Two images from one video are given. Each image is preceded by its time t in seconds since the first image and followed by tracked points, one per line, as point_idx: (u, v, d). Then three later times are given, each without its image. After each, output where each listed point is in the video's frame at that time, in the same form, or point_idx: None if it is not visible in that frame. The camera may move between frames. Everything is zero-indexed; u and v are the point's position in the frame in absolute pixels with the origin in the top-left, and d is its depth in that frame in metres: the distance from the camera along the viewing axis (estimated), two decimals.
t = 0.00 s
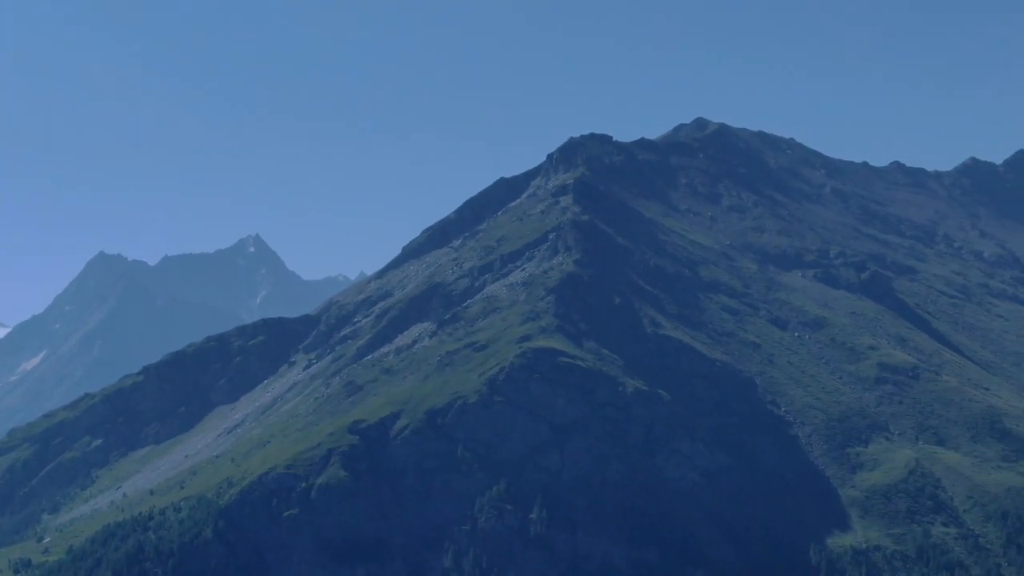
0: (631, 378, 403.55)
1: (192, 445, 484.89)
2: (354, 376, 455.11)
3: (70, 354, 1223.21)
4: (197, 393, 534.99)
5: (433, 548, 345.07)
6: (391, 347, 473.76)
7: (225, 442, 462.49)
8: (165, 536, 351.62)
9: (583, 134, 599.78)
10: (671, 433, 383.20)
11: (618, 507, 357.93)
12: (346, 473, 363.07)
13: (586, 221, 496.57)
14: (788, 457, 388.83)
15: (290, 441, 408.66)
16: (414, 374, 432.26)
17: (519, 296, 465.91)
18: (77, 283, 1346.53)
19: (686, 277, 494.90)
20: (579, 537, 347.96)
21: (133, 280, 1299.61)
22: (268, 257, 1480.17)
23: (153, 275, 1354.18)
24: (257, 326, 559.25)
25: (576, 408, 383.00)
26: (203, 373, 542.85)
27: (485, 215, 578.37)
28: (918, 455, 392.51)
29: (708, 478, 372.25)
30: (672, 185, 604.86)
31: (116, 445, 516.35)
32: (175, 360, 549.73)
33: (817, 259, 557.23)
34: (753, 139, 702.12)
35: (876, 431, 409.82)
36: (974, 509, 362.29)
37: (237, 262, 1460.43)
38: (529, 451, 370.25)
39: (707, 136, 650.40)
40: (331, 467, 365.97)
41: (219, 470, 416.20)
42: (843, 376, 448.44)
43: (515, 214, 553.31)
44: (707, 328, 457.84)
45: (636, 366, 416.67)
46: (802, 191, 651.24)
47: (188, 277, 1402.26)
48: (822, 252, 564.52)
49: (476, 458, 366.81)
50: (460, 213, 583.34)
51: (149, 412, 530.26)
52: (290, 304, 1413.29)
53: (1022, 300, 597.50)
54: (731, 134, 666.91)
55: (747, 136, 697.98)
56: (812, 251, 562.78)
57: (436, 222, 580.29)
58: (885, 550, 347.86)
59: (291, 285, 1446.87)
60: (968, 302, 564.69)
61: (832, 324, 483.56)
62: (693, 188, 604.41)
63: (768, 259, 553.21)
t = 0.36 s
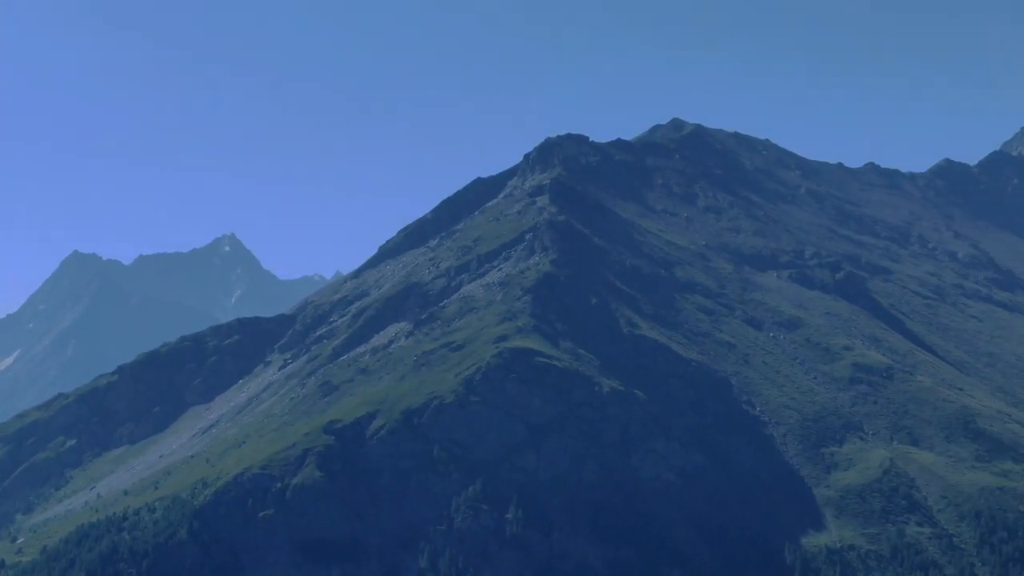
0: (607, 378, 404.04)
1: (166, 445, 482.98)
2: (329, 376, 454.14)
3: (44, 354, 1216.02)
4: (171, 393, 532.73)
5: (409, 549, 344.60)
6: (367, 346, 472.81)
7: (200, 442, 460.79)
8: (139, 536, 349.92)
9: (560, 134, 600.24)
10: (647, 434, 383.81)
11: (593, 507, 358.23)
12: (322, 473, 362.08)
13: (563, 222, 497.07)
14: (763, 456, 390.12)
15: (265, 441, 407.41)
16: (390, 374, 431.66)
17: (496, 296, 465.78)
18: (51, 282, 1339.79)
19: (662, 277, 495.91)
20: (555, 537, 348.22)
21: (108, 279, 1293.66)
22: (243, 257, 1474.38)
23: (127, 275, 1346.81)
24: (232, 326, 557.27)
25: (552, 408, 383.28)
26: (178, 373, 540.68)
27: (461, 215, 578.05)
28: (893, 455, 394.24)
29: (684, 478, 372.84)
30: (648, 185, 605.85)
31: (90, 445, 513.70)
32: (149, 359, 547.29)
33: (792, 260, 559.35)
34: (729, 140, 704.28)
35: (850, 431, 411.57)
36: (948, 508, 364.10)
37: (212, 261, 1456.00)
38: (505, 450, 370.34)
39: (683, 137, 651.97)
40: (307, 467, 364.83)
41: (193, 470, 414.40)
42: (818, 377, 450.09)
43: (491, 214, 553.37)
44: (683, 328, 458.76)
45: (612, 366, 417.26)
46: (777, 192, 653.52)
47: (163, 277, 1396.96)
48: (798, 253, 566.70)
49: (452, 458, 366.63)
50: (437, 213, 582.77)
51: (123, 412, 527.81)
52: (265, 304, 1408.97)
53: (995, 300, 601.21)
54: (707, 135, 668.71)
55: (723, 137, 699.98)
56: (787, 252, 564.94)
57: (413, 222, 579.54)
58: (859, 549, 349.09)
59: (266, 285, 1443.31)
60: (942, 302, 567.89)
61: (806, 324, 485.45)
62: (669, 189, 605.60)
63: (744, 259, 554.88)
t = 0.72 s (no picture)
0: (586, 378, 404.41)
1: (144, 445, 481.35)
2: (308, 376, 453.30)
3: (21, 354, 1210.12)
4: (149, 393, 530.91)
5: (388, 549, 344.37)
6: (345, 346, 472.09)
7: (178, 442, 459.23)
8: (117, 536, 348.53)
9: (540, 134, 600.80)
10: (626, 434, 384.41)
11: (572, 507, 358.62)
12: (300, 473, 361.26)
13: (543, 222, 497.44)
14: (741, 456, 391.33)
15: (244, 441, 406.37)
16: (369, 374, 431.14)
17: (476, 295, 465.71)
18: (28, 282, 1333.61)
19: (641, 277, 496.81)
20: (534, 537, 348.44)
21: (85, 278, 1288.26)
22: (221, 257, 1470.04)
23: (105, 275, 1340.57)
24: (210, 325, 555.65)
25: (531, 407, 383.41)
26: (156, 373, 538.89)
27: (440, 215, 577.87)
28: (870, 455, 395.87)
29: (663, 477, 373.60)
30: (628, 186, 606.77)
31: (68, 445, 511.55)
32: (127, 359, 545.35)
33: (770, 260, 561.18)
34: (707, 140, 706.18)
35: (828, 431, 413.13)
36: (925, 508, 365.78)
37: (190, 261, 1451.70)
38: (484, 450, 370.43)
39: (662, 138, 653.25)
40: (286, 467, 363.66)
41: (171, 470, 413.03)
42: (796, 377, 451.55)
43: (470, 214, 553.36)
44: (662, 328, 459.57)
45: (591, 366, 417.73)
46: (756, 192, 655.50)
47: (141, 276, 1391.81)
48: (776, 253, 568.59)
49: (431, 458, 366.50)
50: (417, 212, 582.33)
51: (101, 413, 525.81)
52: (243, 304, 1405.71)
53: (971, 301, 604.57)
54: (685, 135, 670.31)
55: (702, 137, 701.78)
56: (765, 252, 566.76)
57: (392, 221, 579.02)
58: (837, 549, 350.37)
59: (245, 284, 1439.87)
60: (919, 303, 570.74)
61: (784, 324, 487.01)
62: (648, 189, 606.64)
63: (722, 259, 556.41)
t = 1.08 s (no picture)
0: (564, 378, 404.36)
1: (120, 445, 479.22)
2: (286, 376, 452.01)
3: None
4: (125, 393, 528.77)
5: (365, 549, 343.80)
6: (323, 346, 470.87)
7: (154, 442, 457.24)
8: (93, 537, 346.61)
9: (518, 135, 600.91)
10: (603, 433, 384.66)
11: (549, 507, 358.77)
12: (277, 473, 359.92)
13: (521, 222, 497.43)
14: (718, 456, 392.35)
15: (221, 441, 404.89)
16: (347, 374, 430.15)
17: (454, 295, 465.15)
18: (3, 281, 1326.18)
19: (619, 277, 497.35)
20: (511, 537, 348.43)
21: (61, 278, 1282.01)
22: (198, 257, 1465.28)
23: (80, 275, 1333.87)
24: (187, 325, 553.23)
25: (509, 407, 383.22)
26: (132, 373, 536.30)
27: (419, 215, 577.15)
28: (846, 455, 397.31)
29: (640, 477, 374.05)
30: (606, 186, 607.30)
31: (43, 446, 508.70)
32: (103, 359, 542.62)
33: (748, 261, 562.56)
34: (684, 141, 707.55)
35: (805, 431, 414.41)
36: (901, 508, 367.26)
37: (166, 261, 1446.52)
38: (462, 450, 370.27)
39: (639, 139, 654.10)
40: (262, 467, 362.11)
41: (147, 471, 411.10)
42: (773, 377, 452.77)
43: (449, 214, 552.85)
44: (639, 328, 460.05)
45: (569, 366, 417.72)
46: (733, 193, 657.01)
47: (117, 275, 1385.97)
48: (753, 254, 570.01)
49: (408, 458, 366.09)
50: (395, 212, 581.32)
51: (77, 413, 523.47)
52: (220, 305, 1400.70)
53: (946, 301, 607.53)
54: (663, 136, 671.39)
55: (680, 138, 703.25)
56: (742, 253, 568.14)
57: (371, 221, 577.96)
58: (814, 548, 351.33)
59: (221, 284, 1435.67)
60: (894, 303, 573.19)
61: (761, 325, 488.19)
62: (626, 189, 607.29)
63: (700, 260, 557.46)
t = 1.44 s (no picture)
0: (542, 378, 404.60)
1: (96, 445, 477.15)
2: (263, 376, 450.74)
3: None
4: (102, 393, 526.82)
5: (343, 550, 343.16)
6: (300, 347, 469.70)
7: (131, 442, 455.48)
8: (69, 537, 345.10)
9: (497, 135, 600.85)
10: (582, 433, 384.94)
11: (527, 507, 358.87)
12: (255, 473, 358.70)
13: (500, 223, 497.25)
14: (695, 456, 393.19)
15: (198, 441, 403.50)
16: (325, 374, 429.25)
17: (432, 295, 464.57)
18: None
19: (597, 277, 497.75)
20: (489, 537, 348.45)
21: (37, 277, 1276.12)
22: (175, 256, 1460.50)
23: (56, 274, 1328.02)
24: (163, 324, 550.78)
25: (487, 407, 383.14)
26: (109, 373, 534.02)
27: (397, 214, 576.38)
28: (823, 455, 398.65)
29: (618, 476, 374.30)
30: (585, 186, 607.69)
31: (19, 446, 506.32)
32: (80, 359, 540.14)
33: (725, 261, 563.89)
34: (662, 142, 708.73)
35: (782, 431, 415.55)
36: (878, 508, 368.98)
37: (143, 260, 1441.23)
38: (440, 450, 369.99)
39: (618, 139, 654.73)
40: (239, 467, 360.96)
41: (123, 471, 409.42)
42: (750, 377, 453.98)
43: (427, 214, 552.31)
44: (617, 329, 460.49)
45: (546, 366, 417.98)
46: (711, 194, 658.44)
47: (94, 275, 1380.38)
48: (730, 255, 571.31)
49: (386, 458, 365.64)
50: (373, 211, 580.20)
51: (53, 413, 521.28)
52: (197, 304, 1396.44)
53: (923, 302, 610.51)
54: (641, 137, 672.33)
55: (658, 139, 704.49)
56: (720, 253, 569.57)
57: (349, 221, 576.78)
58: (792, 547, 352.45)
59: (198, 283, 1431.18)
60: (871, 303, 575.72)
61: (739, 325, 489.39)
62: (604, 190, 607.93)
63: (678, 260, 558.42)
